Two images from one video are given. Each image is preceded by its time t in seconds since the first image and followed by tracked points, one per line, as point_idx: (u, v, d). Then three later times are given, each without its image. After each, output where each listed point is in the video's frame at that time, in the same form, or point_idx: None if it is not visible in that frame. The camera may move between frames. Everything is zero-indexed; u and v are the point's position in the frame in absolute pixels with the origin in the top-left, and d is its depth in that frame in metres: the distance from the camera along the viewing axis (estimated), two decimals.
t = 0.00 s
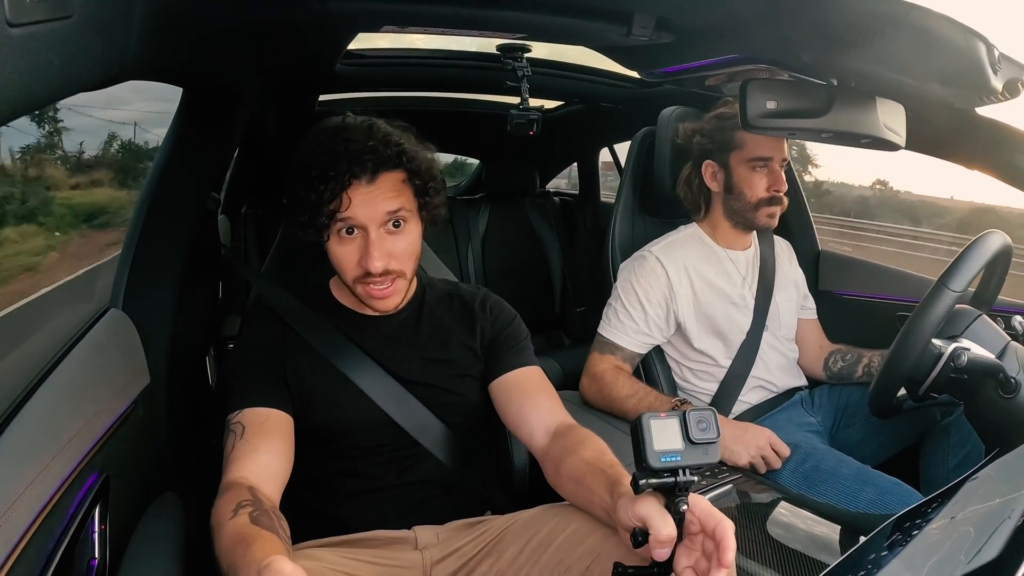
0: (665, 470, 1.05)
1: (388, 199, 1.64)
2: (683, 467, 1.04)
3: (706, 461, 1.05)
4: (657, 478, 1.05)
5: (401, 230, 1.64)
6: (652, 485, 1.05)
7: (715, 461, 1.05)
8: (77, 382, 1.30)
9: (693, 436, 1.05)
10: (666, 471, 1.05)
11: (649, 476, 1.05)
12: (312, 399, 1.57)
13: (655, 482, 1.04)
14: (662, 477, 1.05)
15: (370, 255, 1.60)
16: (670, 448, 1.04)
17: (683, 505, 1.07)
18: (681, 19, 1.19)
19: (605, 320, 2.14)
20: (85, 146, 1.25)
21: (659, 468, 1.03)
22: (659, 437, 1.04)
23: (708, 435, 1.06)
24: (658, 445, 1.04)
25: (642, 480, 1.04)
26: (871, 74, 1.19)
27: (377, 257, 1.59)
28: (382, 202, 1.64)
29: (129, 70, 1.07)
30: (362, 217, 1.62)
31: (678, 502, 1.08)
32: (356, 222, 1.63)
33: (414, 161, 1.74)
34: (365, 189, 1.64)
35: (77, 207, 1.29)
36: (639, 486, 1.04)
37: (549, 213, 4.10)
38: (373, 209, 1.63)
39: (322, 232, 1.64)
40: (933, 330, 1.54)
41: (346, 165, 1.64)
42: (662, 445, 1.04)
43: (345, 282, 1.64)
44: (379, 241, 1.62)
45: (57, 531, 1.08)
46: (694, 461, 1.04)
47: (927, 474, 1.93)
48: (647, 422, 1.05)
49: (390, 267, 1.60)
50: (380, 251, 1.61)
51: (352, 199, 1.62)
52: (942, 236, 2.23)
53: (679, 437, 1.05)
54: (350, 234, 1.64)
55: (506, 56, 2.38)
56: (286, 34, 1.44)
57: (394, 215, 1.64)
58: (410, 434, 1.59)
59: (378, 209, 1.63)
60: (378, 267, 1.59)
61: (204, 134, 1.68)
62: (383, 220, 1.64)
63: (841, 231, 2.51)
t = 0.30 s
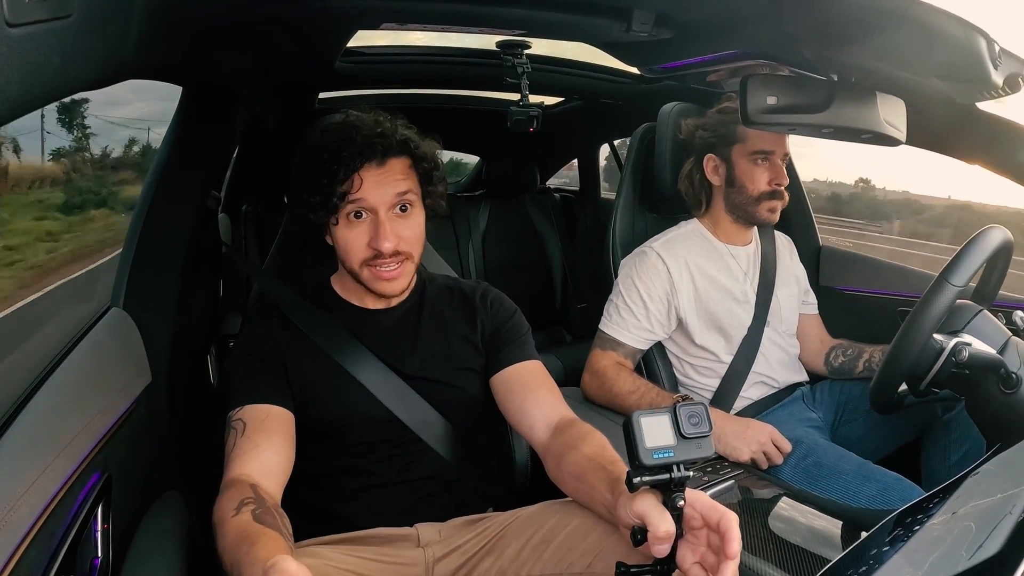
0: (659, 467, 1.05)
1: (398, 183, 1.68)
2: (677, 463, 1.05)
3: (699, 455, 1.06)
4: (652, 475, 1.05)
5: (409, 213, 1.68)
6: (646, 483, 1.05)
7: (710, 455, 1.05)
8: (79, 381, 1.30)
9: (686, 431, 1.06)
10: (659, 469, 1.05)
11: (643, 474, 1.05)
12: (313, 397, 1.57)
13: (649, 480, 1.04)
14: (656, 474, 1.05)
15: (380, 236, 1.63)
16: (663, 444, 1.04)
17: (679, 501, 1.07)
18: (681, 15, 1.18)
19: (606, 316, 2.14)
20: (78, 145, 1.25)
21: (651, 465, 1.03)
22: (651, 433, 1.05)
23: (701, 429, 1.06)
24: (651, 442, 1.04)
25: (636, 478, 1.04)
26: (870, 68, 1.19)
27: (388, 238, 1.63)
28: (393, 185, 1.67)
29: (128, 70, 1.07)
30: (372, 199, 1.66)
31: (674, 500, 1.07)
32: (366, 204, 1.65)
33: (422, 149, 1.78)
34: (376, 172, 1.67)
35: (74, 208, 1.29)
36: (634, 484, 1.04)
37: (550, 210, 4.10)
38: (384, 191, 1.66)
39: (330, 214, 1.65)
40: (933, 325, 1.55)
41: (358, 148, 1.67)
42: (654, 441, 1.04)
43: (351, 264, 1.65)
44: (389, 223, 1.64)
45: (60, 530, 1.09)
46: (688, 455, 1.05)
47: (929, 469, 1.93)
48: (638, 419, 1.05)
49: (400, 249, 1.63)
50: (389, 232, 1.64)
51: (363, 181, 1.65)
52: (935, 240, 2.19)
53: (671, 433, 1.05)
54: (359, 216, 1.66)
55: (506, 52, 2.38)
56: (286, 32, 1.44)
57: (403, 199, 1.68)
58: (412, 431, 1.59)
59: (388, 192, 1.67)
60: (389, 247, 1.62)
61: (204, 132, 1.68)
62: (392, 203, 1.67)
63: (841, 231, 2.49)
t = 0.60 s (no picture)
0: (649, 448, 1.06)
1: (411, 162, 1.72)
2: (666, 446, 1.05)
3: (691, 442, 1.05)
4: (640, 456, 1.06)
5: (421, 192, 1.72)
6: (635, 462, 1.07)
7: (701, 442, 1.05)
8: (81, 381, 1.30)
9: (678, 416, 1.06)
10: (648, 450, 1.06)
11: (632, 453, 1.06)
12: (315, 395, 1.57)
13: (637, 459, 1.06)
14: (647, 455, 1.07)
15: (396, 209, 1.66)
16: (653, 426, 1.05)
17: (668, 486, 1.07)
18: (681, 11, 1.18)
19: (607, 312, 2.14)
20: (79, 148, 1.25)
21: (638, 445, 1.05)
22: (643, 415, 1.06)
23: (694, 416, 1.06)
24: (642, 423, 1.05)
25: (623, 456, 1.06)
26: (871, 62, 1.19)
27: (405, 210, 1.65)
28: (406, 162, 1.72)
29: (127, 69, 1.07)
30: (387, 175, 1.69)
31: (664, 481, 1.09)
32: (381, 179, 1.69)
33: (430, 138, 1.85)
34: (390, 148, 1.71)
35: (75, 209, 1.29)
36: (621, 463, 1.06)
37: (550, 206, 4.09)
38: (398, 167, 1.70)
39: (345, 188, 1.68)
40: (937, 317, 1.54)
41: (373, 125, 1.72)
42: (645, 423, 1.06)
43: (366, 238, 1.66)
44: (404, 198, 1.68)
45: (63, 531, 1.09)
46: (678, 440, 1.05)
47: (931, 463, 1.93)
48: (631, 401, 1.07)
49: (416, 222, 1.66)
50: (405, 206, 1.67)
51: (379, 156, 1.69)
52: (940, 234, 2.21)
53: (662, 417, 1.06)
54: (374, 192, 1.69)
55: (506, 49, 2.38)
56: (284, 30, 1.44)
57: (415, 178, 1.72)
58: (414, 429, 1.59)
59: (402, 168, 1.71)
60: (406, 219, 1.65)
61: (204, 132, 1.68)
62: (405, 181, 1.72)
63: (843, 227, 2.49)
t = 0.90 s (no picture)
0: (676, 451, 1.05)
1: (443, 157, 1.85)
2: (692, 449, 1.05)
3: (712, 445, 1.06)
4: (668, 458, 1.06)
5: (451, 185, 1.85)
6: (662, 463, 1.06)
7: (721, 446, 1.06)
8: (81, 384, 1.30)
9: (701, 419, 1.06)
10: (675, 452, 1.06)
11: (659, 455, 1.06)
12: (316, 398, 1.57)
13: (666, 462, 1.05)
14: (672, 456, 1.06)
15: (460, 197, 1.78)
16: (681, 429, 1.05)
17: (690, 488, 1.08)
18: (681, 13, 1.18)
19: (607, 316, 2.14)
20: (82, 152, 1.25)
21: (668, 449, 1.04)
22: (669, 418, 1.05)
23: (716, 419, 1.07)
24: (670, 425, 1.04)
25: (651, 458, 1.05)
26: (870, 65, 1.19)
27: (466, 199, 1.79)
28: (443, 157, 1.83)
29: (128, 72, 1.07)
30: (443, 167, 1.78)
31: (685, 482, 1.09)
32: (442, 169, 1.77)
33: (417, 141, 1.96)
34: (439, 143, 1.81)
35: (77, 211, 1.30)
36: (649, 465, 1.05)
37: (550, 210, 4.10)
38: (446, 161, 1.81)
39: (421, 174, 1.70)
40: (938, 318, 1.53)
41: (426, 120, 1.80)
42: (672, 426, 1.05)
43: (440, 222, 1.71)
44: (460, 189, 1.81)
45: (63, 534, 1.09)
46: (705, 443, 1.05)
47: (931, 465, 1.92)
48: (660, 404, 1.06)
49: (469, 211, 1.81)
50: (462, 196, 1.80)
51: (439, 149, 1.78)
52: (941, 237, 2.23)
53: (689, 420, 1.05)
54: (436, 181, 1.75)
55: (505, 52, 2.38)
56: (285, 33, 1.44)
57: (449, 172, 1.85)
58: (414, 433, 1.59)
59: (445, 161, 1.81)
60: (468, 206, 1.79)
61: (205, 135, 1.68)
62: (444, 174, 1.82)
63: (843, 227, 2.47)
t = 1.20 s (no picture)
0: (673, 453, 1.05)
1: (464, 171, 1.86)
2: (690, 451, 1.05)
3: (710, 447, 1.07)
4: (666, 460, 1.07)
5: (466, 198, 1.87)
6: (659, 465, 1.07)
7: (719, 448, 1.06)
8: (78, 382, 1.30)
9: (700, 421, 1.07)
10: (672, 454, 1.06)
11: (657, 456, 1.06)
12: (314, 398, 1.57)
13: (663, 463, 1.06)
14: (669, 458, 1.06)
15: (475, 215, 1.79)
16: (679, 431, 1.05)
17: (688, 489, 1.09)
18: (682, 17, 1.19)
19: (606, 318, 2.14)
20: (82, 150, 1.25)
21: (667, 450, 1.04)
22: (667, 419, 1.05)
23: (714, 422, 1.08)
24: (669, 427, 1.04)
25: (649, 459, 1.06)
26: (870, 69, 1.19)
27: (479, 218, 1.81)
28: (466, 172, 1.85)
29: (128, 70, 1.07)
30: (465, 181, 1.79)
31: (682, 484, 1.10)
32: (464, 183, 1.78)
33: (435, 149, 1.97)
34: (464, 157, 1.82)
35: (77, 209, 1.30)
36: (647, 465, 1.06)
37: (550, 211, 4.10)
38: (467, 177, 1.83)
39: (445, 185, 1.71)
40: (938, 321, 1.54)
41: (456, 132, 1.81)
42: (671, 427, 1.05)
43: (450, 234, 1.72)
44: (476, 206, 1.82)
45: (60, 532, 1.08)
46: (703, 446, 1.05)
47: (929, 470, 1.92)
48: (658, 405, 1.06)
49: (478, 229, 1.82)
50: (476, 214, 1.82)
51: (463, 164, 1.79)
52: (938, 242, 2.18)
53: (687, 422, 1.06)
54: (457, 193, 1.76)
55: (506, 53, 2.39)
56: (286, 33, 1.44)
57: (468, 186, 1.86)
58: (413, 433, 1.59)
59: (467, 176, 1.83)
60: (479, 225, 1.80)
61: (205, 133, 1.68)
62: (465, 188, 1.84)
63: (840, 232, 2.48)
